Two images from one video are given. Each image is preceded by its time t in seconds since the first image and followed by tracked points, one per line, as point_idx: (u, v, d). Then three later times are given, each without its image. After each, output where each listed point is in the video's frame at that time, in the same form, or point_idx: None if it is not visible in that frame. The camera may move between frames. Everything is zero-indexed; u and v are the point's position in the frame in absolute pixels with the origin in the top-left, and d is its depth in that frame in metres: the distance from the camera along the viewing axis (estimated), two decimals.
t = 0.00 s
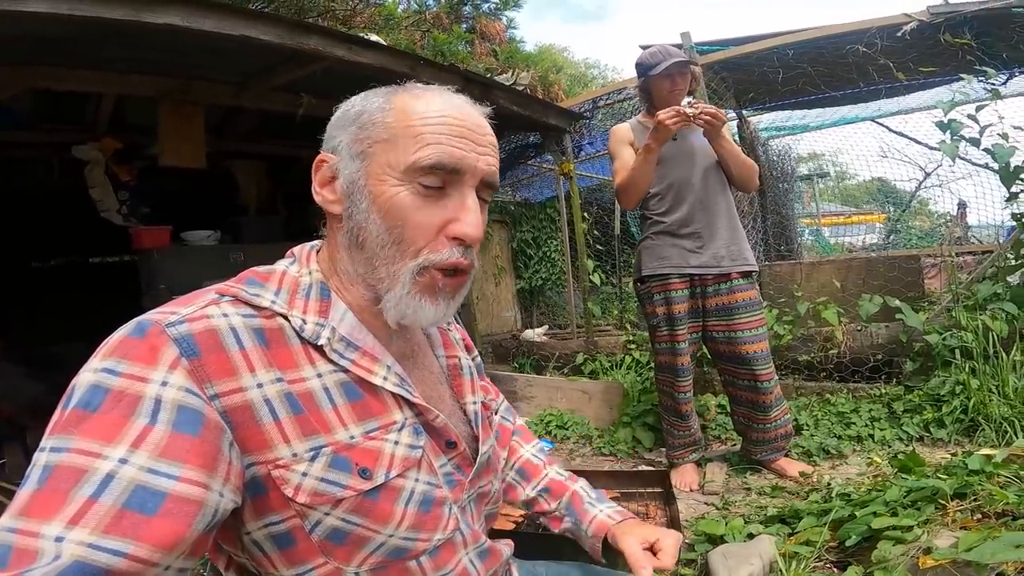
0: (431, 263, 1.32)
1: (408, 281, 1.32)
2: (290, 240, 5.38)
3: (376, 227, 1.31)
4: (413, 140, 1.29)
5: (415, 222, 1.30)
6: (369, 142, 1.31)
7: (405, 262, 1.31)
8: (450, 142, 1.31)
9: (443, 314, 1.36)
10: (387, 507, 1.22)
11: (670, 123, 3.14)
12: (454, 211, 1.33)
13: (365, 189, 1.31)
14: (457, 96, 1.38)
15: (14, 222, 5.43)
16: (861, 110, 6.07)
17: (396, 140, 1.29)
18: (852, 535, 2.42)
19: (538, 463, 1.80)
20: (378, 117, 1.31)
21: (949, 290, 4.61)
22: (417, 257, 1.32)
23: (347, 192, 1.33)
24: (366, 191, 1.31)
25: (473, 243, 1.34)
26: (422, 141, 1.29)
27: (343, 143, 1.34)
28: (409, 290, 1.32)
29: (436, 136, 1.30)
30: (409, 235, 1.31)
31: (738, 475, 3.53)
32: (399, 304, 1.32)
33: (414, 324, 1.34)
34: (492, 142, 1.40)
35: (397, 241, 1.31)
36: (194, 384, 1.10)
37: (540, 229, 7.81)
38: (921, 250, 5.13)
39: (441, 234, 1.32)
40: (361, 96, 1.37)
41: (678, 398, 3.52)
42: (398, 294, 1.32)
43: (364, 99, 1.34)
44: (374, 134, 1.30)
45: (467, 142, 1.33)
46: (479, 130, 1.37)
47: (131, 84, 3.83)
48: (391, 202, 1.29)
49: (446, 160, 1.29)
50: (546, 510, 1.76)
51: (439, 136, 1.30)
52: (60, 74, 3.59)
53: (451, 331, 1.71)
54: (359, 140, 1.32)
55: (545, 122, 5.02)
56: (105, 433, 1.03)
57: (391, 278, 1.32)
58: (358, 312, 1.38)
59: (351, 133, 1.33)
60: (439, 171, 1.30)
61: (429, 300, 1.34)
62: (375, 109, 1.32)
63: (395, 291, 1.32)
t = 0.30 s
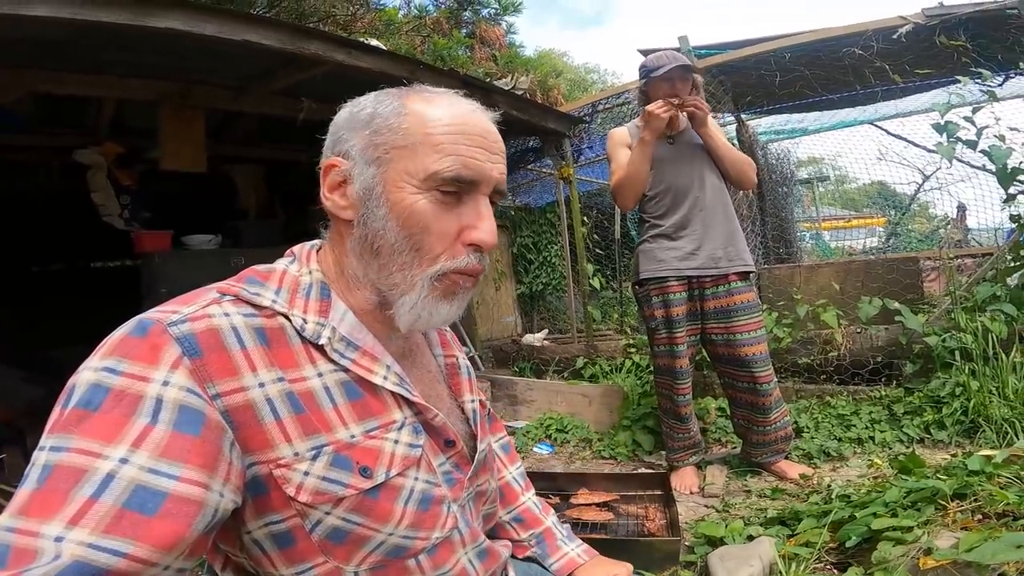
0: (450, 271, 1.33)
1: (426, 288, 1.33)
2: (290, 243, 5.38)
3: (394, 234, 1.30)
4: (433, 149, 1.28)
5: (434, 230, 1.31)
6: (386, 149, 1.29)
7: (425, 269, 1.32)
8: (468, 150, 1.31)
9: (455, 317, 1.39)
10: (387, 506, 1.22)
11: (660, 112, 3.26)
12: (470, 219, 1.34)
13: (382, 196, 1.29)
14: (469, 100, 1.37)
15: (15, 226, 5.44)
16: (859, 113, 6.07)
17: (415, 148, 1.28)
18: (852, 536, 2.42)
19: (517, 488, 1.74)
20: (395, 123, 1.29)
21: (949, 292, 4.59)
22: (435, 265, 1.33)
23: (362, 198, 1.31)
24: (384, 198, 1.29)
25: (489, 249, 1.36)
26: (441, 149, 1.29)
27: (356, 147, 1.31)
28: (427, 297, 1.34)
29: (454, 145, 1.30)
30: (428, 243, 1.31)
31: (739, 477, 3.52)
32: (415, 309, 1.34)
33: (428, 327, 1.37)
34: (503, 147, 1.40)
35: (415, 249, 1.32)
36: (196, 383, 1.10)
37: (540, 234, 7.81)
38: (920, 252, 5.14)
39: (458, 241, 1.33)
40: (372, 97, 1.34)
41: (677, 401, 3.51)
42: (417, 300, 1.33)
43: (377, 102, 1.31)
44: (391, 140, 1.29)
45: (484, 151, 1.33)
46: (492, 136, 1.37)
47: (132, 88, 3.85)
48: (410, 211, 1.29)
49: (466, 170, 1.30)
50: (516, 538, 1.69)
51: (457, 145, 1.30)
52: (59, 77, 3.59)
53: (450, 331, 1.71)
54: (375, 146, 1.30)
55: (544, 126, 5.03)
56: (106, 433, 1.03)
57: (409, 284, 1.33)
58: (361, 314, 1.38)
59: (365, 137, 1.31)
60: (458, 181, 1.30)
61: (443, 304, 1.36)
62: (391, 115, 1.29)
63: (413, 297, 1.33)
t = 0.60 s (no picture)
0: (459, 265, 1.34)
1: (437, 284, 1.34)
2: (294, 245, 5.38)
3: (400, 236, 1.30)
4: (431, 147, 1.27)
5: (440, 228, 1.30)
6: (382, 151, 1.27)
7: (433, 266, 1.32)
8: (465, 145, 1.30)
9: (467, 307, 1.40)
10: (384, 507, 1.20)
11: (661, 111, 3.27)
12: (473, 213, 1.33)
13: (385, 200, 1.28)
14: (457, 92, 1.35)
15: (20, 228, 5.45)
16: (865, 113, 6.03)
17: (412, 148, 1.27)
18: (858, 539, 2.38)
19: (521, 489, 1.72)
20: (387, 124, 1.27)
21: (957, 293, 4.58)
22: (443, 261, 1.33)
23: (363, 201, 1.29)
24: (387, 202, 1.28)
25: (493, 240, 1.36)
26: (439, 147, 1.27)
27: (350, 151, 1.29)
28: (438, 292, 1.34)
29: (451, 140, 1.29)
30: (435, 241, 1.31)
31: (744, 480, 3.49)
32: (430, 303, 1.35)
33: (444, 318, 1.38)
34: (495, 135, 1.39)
35: (422, 248, 1.31)
36: (192, 383, 1.08)
37: (544, 236, 7.79)
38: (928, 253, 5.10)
39: (463, 236, 1.33)
40: (358, 98, 1.30)
41: (681, 403, 3.48)
42: (428, 296, 1.34)
43: (366, 104, 1.28)
44: (387, 142, 1.27)
45: (478, 144, 1.32)
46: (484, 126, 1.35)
47: (137, 90, 3.86)
48: (416, 212, 1.28)
49: (465, 167, 1.29)
50: (518, 540, 1.67)
51: (453, 141, 1.29)
52: (63, 80, 3.58)
53: (449, 331, 1.69)
54: (370, 148, 1.27)
55: (547, 127, 5.02)
56: (103, 433, 1.01)
57: (419, 282, 1.33)
58: (363, 315, 1.37)
59: (358, 140, 1.28)
60: (458, 177, 1.29)
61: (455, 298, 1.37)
62: (383, 116, 1.27)
63: (425, 294, 1.34)
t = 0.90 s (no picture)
0: (439, 252, 1.33)
1: (418, 271, 1.32)
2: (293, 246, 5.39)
3: (381, 224, 1.30)
4: (409, 135, 1.28)
5: (419, 215, 1.30)
6: (362, 141, 1.28)
7: (413, 254, 1.32)
8: (444, 134, 1.30)
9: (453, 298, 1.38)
10: (384, 506, 1.20)
11: (660, 115, 3.28)
12: (454, 201, 1.33)
13: (366, 188, 1.29)
14: (440, 89, 1.37)
15: (19, 228, 5.45)
16: (863, 115, 6.04)
17: (391, 136, 1.28)
18: (856, 539, 2.38)
19: (519, 490, 1.72)
20: (368, 115, 1.28)
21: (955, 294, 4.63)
22: (425, 248, 1.32)
23: (345, 190, 1.30)
24: (367, 189, 1.29)
25: (475, 229, 1.35)
26: (417, 136, 1.28)
27: (333, 143, 1.31)
28: (420, 280, 1.32)
29: (430, 129, 1.30)
30: (415, 228, 1.31)
31: (742, 481, 3.50)
32: (413, 293, 1.33)
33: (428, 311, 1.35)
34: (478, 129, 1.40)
35: (403, 235, 1.31)
36: (193, 382, 1.09)
37: (543, 238, 7.80)
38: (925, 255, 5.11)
39: (444, 224, 1.32)
40: (342, 95, 1.33)
41: (679, 404, 3.49)
42: (410, 284, 1.32)
43: (348, 98, 1.30)
44: (367, 133, 1.28)
45: (458, 134, 1.33)
46: (465, 120, 1.37)
47: (138, 92, 3.88)
48: (395, 199, 1.28)
49: (443, 153, 1.29)
50: (516, 540, 1.68)
51: (431, 130, 1.30)
52: (64, 80, 3.60)
53: (448, 331, 1.69)
54: (351, 139, 1.29)
55: (546, 129, 5.03)
56: (104, 432, 1.02)
57: (401, 270, 1.32)
58: (359, 310, 1.37)
59: (340, 132, 1.30)
60: (437, 165, 1.29)
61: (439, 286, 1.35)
62: (364, 108, 1.29)
63: (406, 282, 1.33)
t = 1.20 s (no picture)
0: (442, 264, 1.32)
1: (420, 282, 1.32)
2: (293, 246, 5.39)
3: (387, 230, 1.30)
4: (425, 144, 1.28)
5: (427, 225, 1.30)
6: (378, 145, 1.29)
7: (417, 263, 1.32)
8: (460, 145, 1.30)
9: (450, 311, 1.38)
10: (385, 507, 1.21)
11: (665, 123, 3.18)
12: (463, 214, 1.33)
13: (376, 193, 1.29)
14: (463, 98, 1.37)
15: (19, 227, 5.45)
16: (863, 115, 6.04)
17: (407, 144, 1.28)
18: (855, 539, 2.39)
19: (519, 490, 1.73)
20: (387, 120, 1.29)
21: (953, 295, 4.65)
22: (428, 259, 1.32)
23: (356, 193, 1.31)
24: (377, 194, 1.29)
25: (482, 243, 1.35)
26: (433, 146, 1.28)
27: (350, 144, 1.31)
28: (421, 290, 1.33)
29: (447, 140, 1.29)
30: (421, 238, 1.31)
31: (741, 481, 3.51)
32: (411, 302, 1.33)
33: (422, 322, 1.35)
34: (497, 143, 1.40)
35: (408, 244, 1.31)
36: (195, 383, 1.09)
37: (542, 238, 7.80)
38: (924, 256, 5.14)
39: (451, 236, 1.32)
40: (365, 98, 1.33)
41: (679, 404, 3.50)
42: (410, 293, 1.33)
43: (370, 101, 1.31)
44: (384, 138, 1.28)
45: (475, 147, 1.33)
46: (485, 132, 1.36)
47: (139, 91, 3.88)
48: (403, 207, 1.28)
49: (457, 166, 1.29)
50: (517, 540, 1.68)
51: (448, 141, 1.29)
52: (65, 80, 3.60)
53: (449, 332, 1.70)
54: (367, 142, 1.29)
55: (546, 130, 5.03)
56: (105, 432, 1.02)
57: (403, 278, 1.33)
58: (360, 313, 1.38)
59: (357, 134, 1.30)
60: (450, 177, 1.29)
61: (438, 298, 1.35)
62: (384, 112, 1.29)
63: (407, 291, 1.33)
